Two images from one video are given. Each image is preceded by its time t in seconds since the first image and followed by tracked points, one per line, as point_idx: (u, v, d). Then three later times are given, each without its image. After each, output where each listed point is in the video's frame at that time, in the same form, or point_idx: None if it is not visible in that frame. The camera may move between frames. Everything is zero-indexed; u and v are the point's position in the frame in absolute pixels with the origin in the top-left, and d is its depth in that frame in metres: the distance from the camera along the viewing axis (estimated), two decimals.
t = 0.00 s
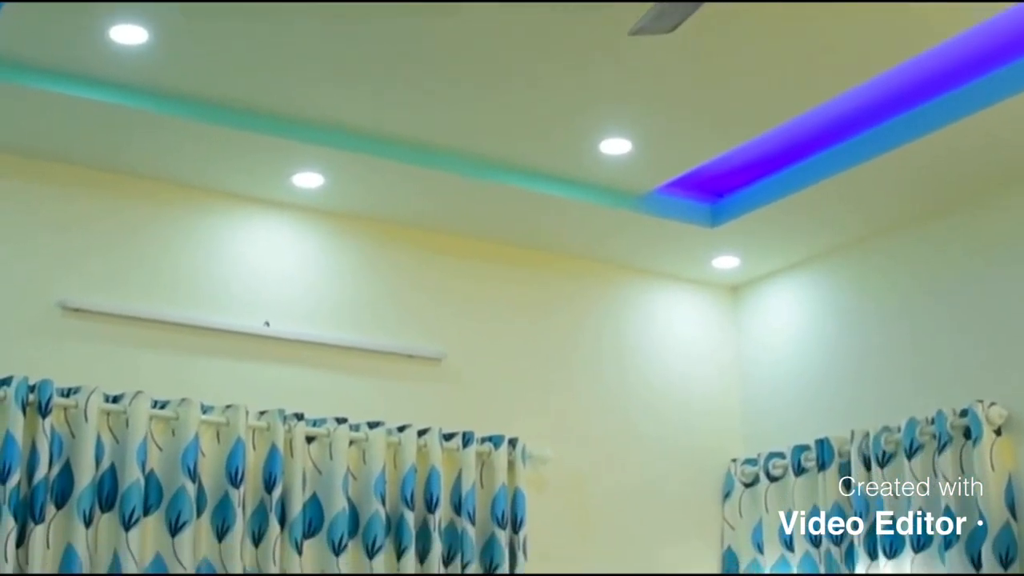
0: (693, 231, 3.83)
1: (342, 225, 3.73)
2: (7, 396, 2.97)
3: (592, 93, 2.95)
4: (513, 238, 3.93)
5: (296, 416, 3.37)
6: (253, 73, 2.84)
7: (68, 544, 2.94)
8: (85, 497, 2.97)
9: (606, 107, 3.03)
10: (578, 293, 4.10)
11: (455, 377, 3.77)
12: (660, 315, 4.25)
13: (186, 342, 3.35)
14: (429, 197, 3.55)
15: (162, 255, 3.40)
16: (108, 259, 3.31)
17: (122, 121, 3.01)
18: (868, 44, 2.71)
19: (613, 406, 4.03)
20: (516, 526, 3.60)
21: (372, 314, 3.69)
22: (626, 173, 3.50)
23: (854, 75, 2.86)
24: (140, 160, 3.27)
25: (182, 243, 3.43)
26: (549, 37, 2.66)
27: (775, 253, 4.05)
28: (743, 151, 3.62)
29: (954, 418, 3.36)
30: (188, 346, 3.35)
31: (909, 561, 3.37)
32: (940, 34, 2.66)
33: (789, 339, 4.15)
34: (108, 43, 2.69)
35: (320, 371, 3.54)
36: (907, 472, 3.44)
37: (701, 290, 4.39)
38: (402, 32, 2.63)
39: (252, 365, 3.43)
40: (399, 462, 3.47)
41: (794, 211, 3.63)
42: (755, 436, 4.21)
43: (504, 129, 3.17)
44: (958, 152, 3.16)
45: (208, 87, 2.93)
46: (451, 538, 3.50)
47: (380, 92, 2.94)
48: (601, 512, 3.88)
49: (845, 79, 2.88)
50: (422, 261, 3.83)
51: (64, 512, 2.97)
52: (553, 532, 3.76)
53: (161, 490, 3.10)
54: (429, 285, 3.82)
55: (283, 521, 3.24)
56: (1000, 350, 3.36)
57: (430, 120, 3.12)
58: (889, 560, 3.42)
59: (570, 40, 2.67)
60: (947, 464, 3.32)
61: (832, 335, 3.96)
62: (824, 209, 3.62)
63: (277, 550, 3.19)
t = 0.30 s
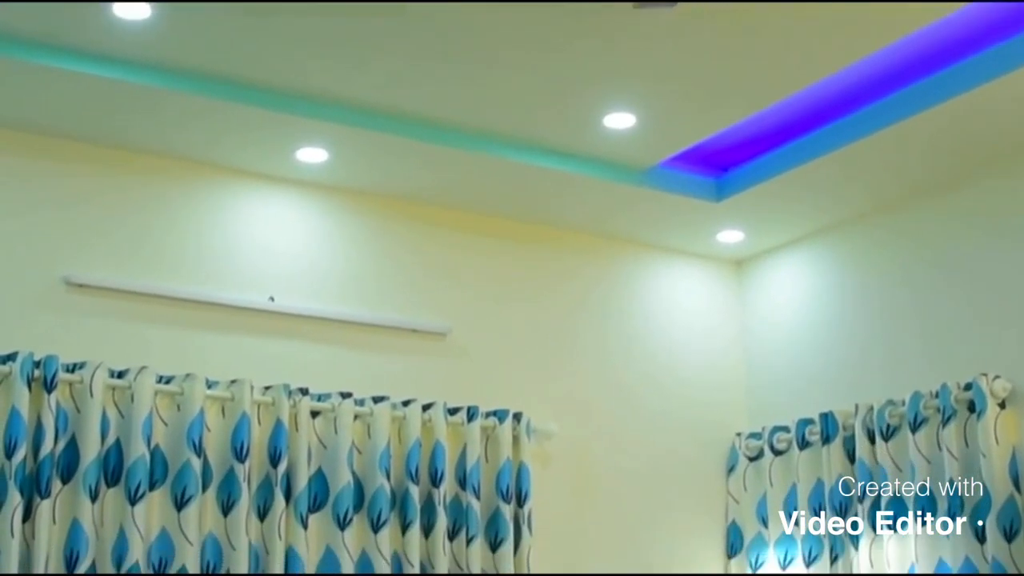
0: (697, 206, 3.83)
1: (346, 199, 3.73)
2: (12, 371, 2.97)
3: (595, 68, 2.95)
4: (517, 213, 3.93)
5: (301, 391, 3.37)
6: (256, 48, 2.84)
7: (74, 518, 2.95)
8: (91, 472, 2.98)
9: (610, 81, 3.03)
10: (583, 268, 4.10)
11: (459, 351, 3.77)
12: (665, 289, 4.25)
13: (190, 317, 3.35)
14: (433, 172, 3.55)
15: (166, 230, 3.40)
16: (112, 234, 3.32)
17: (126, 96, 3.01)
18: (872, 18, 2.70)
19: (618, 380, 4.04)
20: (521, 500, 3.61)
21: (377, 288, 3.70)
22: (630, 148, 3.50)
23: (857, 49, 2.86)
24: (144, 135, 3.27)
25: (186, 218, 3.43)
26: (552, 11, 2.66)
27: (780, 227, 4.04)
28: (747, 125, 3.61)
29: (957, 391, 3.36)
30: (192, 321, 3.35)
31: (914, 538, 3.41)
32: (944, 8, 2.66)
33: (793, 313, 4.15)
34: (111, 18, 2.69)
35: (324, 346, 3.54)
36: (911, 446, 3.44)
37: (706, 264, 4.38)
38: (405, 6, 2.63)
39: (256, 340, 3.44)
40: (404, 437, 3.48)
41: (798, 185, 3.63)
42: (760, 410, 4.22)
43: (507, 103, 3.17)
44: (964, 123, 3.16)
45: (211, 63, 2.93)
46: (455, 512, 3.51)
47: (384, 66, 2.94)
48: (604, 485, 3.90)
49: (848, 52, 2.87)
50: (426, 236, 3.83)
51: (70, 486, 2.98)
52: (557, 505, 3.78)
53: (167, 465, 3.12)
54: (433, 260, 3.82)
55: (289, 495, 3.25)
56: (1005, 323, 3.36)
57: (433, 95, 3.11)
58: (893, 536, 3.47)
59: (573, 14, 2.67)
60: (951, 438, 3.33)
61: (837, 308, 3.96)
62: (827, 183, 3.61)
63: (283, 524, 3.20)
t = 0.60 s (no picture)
0: (701, 176, 3.82)
1: (350, 171, 3.72)
2: (17, 344, 2.98)
3: (598, 37, 2.94)
4: (522, 184, 3.92)
5: (306, 362, 3.37)
6: (258, 20, 2.83)
7: (81, 491, 2.96)
8: (97, 445, 2.99)
9: (613, 52, 3.03)
10: (587, 240, 4.09)
11: (464, 323, 3.78)
12: (670, 261, 4.24)
13: (195, 290, 3.35)
14: (437, 143, 3.55)
15: (170, 203, 3.40)
16: (117, 207, 3.32)
17: (129, 69, 3.01)
18: None
19: (622, 351, 4.04)
20: (526, 471, 3.62)
21: (381, 259, 3.69)
22: (633, 119, 3.49)
23: (860, 19, 2.85)
24: (148, 108, 3.27)
25: (190, 191, 3.43)
26: None
27: (785, 198, 4.03)
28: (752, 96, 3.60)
29: (962, 361, 3.36)
30: (196, 294, 3.35)
31: (918, 505, 3.40)
32: None
33: (798, 284, 4.14)
34: None
35: (328, 318, 3.54)
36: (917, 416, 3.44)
37: (711, 235, 4.37)
38: None
39: (261, 313, 3.44)
40: (409, 409, 3.48)
41: (802, 155, 3.63)
42: (765, 381, 4.22)
43: (511, 74, 3.16)
44: (970, 91, 3.15)
45: (212, 35, 2.92)
46: (461, 483, 3.52)
47: (386, 37, 2.94)
48: (610, 457, 3.90)
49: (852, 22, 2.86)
50: (430, 208, 3.83)
51: (76, 459, 2.99)
52: (563, 475, 3.79)
53: (173, 437, 3.12)
54: (438, 232, 3.82)
55: (295, 467, 3.26)
56: (1010, 293, 3.36)
57: (437, 66, 3.11)
58: (898, 503, 3.47)
59: None
60: (956, 408, 3.33)
61: (842, 279, 3.95)
62: (831, 153, 3.60)
63: (289, 495, 3.21)
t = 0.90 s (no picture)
0: (704, 153, 3.82)
1: (355, 147, 3.71)
2: (21, 322, 2.98)
3: (600, 13, 2.93)
4: (526, 162, 3.92)
5: (310, 339, 3.37)
6: None
7: (85, 468, 2.97)
8: (101, 422, 3.00)
9: (615, 28, 3.02)
10: (591, 216, 4.09)
11: (468, 300, 3.78)
12: (673, 238, 4.24)
13: (198, 267, 3.36)
14: (440, 120, 3.54)
15: (173, 180, 3.40)
16: (120, 185, 3.32)
17: (131, 45, 3.01)
18: None
19: (625, 328, 4.04)
20: (530, 448, 3.62)
21: (385, 236, 3.70)
22: (636, 95, 3.49)
23: None
24: (151, 85, 3.27)
25: (194, 169, 3.43)
26: None
27: (789, 174, 4.03)
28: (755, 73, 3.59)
29: (965, 336, 3.35)
30: (200, 271, 3.36)
31: (921, 480, 3.41)
32: None
33: (802, 260, 4.14)
34: None
35: (331, 295, 3.55)
36: (919, 391, 3.44)
37: (715, 211, 4.37)
38: None
39: (263, 290, 3.45)
40: (413, 385, 3.48)
41: (806, 131, 3.62)
42: (768, 357, 4.22)
43: (513, 51, 3.16)
44: (973, 65, 3.14)
45: (214, 11, 2.92)
46: (464, 460, 3.53)
47: (387, 13, 2.93)
48: (615, 434, 3.91)
49: None
50: (433, 185, 3.83)
51: (81, 436, 3.00)
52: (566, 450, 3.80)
53: (177, 414, 3.13)
54: (442, 210, 3.82)
55: (298, 443, 3.27)
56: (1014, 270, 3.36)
57: (439, 43, 3.10)
58: (901, 479, 3.47)
59: None
60: (959, 384, 3.33)
61: (845, 255, 3.95)
62: (835, 129, 3.60)
63: (293, 472, 3.22)
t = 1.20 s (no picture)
0: (707, 129, 3.82)
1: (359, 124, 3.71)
2: (24, 299, 2.98)
3: None
4: (529, 139, 3.91)
5: (313, 316, 3.37)
6: None
7: (88, 445, 2.98)
8: (105, 398, 3.00)
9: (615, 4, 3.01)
10: (595, 193, 4.08)
11: (470, 277, 3.78)
12: (676, 215, 4.23)
13: (200, 244, 3.36)
14: (442, 96, 3.54)
15: (176, 156, 3.40)
16: (123, 161, 3.32)
17: (132, 22, 3.01)
18: None
19: (628, 305, 4.04)
20: (533, 424, 3.62)
21: (387, 212, 3.70)
22: (639, 72, 3.48)
23: None
24: (152, 62, 3.26)
25: (196, 146, 3.43)
26: None
27: (792, 151, 4.02)
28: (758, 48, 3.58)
29: (968, 312, 3.35)
30: (202, 248, 3.36)
31: (923, 456, 3.41)
32: None
33: (804, 237, 4.14)
34: None
35: (334, 272, 3.55)
36: (922, 368, 3.45)
37: (719, 186, 4.36)
38: None
39: (264, 266, 3.45)
40: (416, 361, 3.49)
41: (808, 107, 3.62)
42: (770, 334, 4.22)
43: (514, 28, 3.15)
44: (975, 41, 3.13)
45: None
46: (467, 436, 3.53)
47: None
48: (618, 411, 3.92)
49: None
50: (436, 162, 3.82)
51: (84, 412, 3.01)
52: (570, 427, 3.81)
53: (180, 390, 3.13)
54: (445, 186, 3.82)
55: (302, 420, 3.27)
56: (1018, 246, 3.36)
57: (440, 19, 3.10)
58: (903, 455, 3.47)
59: None
60: (962, 360, 3.34)
61: (848, 232, 3.95)
62: (837, 105, 3.60)
63: (296, 448, 3.22)
